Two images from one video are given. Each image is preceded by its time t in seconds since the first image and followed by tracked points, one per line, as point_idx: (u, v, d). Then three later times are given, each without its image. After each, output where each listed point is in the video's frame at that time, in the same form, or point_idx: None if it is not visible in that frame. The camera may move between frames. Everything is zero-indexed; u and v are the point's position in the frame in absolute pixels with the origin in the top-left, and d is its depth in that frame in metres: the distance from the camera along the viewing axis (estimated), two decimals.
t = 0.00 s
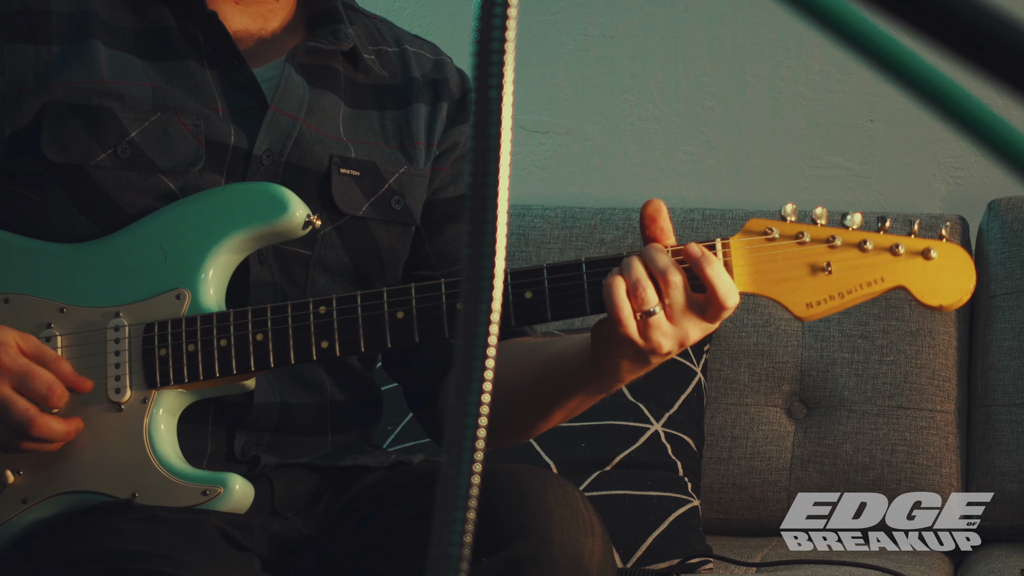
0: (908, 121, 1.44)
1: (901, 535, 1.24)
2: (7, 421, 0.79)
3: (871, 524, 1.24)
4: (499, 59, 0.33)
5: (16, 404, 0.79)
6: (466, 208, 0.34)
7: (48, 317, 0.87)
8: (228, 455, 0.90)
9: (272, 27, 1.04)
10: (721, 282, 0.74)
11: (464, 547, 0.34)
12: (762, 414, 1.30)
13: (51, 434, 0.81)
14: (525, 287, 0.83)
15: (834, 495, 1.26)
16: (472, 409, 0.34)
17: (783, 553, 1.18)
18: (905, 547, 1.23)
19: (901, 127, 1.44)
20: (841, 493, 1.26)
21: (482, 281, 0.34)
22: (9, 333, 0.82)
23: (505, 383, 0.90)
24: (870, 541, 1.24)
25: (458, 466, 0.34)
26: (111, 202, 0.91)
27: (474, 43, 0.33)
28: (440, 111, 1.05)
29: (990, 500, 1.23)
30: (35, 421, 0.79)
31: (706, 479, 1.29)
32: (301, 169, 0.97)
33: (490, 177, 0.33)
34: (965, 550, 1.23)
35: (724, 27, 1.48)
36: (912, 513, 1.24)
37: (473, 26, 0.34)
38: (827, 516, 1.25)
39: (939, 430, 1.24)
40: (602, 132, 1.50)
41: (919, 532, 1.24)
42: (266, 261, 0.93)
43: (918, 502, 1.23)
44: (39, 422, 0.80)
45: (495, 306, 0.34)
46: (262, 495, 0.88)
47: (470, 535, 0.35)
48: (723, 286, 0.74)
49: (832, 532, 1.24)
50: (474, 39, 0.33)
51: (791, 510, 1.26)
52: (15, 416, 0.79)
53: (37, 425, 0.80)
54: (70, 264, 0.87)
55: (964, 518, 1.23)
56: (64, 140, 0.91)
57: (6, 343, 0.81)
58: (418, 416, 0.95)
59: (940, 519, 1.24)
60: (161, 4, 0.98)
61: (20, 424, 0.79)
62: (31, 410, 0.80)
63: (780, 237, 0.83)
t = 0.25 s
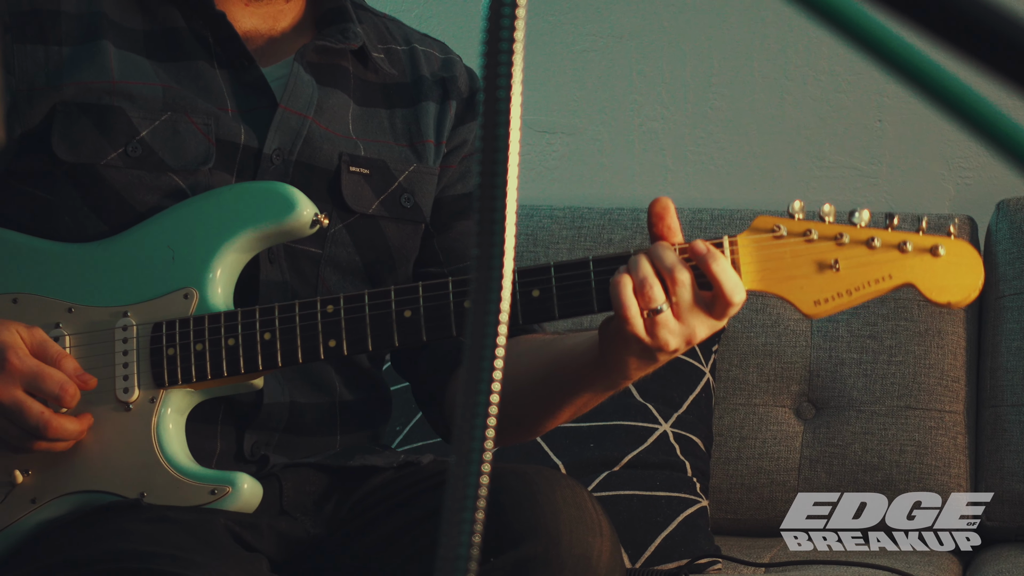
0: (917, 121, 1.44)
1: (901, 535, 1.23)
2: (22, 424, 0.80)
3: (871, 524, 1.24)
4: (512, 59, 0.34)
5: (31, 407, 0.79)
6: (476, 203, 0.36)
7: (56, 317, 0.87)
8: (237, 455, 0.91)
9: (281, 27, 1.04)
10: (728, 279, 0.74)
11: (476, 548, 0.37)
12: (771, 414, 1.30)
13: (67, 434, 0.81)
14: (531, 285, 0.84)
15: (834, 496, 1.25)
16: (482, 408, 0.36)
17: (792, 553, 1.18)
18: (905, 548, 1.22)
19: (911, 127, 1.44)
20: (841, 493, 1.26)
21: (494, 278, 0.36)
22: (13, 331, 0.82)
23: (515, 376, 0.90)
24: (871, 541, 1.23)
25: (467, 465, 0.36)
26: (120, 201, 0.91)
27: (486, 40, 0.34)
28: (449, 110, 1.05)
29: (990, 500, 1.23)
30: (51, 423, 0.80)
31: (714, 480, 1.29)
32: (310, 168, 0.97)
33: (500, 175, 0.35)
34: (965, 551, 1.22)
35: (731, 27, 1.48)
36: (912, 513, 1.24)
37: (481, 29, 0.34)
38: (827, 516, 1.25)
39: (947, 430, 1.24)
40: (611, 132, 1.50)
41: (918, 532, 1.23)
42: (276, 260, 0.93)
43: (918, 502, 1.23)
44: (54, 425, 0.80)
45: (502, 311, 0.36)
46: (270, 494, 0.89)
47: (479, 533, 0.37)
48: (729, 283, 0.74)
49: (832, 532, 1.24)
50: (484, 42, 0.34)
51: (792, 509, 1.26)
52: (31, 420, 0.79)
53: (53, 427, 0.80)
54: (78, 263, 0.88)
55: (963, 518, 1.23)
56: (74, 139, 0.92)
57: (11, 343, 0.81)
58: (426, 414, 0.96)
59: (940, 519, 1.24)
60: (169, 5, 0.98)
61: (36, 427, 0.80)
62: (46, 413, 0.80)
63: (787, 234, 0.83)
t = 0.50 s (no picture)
0: (926, 121, 1.43)
1: (901, 535, 1.24)
2: (40, 413, 0.81)
3: (871, 524, 1.24)
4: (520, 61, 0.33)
5: (50, 396, 0.81)
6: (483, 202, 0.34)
7: (63, 317, 0.86)
8: (246, 454, 0.90)
9: (288, 26, 1.03)
10: (733, 273, 0.74)
11: (483, 547, 0.34)
12: (779, 414, 1.30)
13: (85, 425, 0.82)
14: (539, 282, 0.83)
15: (833, 495, 1.26)
16: (492, 409, 0.34)
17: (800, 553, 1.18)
18: (905, 547, 1.23)
19: (919, 127, 1.44)
20: (840, 493, 1.26)
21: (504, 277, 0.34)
22: (32, 323, 0.83)
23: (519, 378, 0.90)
24: (870, 541, 1.24)
25: (475, 464, 0.34)
26: (129, 199, 0.91)
27: (496, 44, 0.33)
28: (455, 110, 1.04)
29: (989, 500, 1.23)
30: (69, 412, 0.81)
31: (722, 479, 1.29)
32: (317, 166, 0.97)
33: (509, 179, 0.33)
34: (965, 551, 1.22)
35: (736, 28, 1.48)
36: (913, 513, 1.24)
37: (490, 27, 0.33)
38: (827, 516, 1.26)
39: (956, 430, 1.24)
40: (618, 132, 1.50)
41: (919, 532, 1.23)
42: (284, 258, 0.93)
43: (918, 502, 1.23)
44: (72, 413, 0.81)
45: (513, 306, 0.35)
46: (279, 494, 0.88)
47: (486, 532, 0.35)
48: (735, 277, 0.74)
49: (832, 532, 1.24)
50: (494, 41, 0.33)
51: (791, 510, 1.27)
52: (48, 409, 0.80)
53: (71, 416, 0.81)
54: (86, 262, 0.87)
55: (963, 518, 1.23)
56: (84, 137, 0.91)
57: (30, 334, 0.82)
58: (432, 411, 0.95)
59: (940, 519, 1.23)
60: (176, 4, 0.98)
61: (54, 416, 0.81)
62: (64, 402, 0.81)
63: (793, 230, 0.82)
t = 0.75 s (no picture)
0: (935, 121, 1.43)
1: (901, 535, 1.23)
2: (51, 404, 0.81)
3: (871, 524, 1.24)
4: (529, 60, 0.32)
5: (58, 385, 0.81)
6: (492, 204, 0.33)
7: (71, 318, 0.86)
8: (254, 454, 0.90)
9: (294, 28, 1.03)
10: (739, 260, 0.74)
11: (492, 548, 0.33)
12: (788, 414, 1.30)
13: (97, 410, 0.82)
14: (547, 277, 0.82)
15: (833, 495, 1.26)
16: (501, 409, 0.34)
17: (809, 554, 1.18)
18: (904, 547, 1.23)
19: (928, 127, 1.43)
20: (841, 493, 1.26)
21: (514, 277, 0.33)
22: (30, 311, 0.83)
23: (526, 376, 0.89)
24: (870, 541, 1.24)
25: (483, 465, 0.33)
26: (135, 200, 0.91)
27: (505, 44, 0.33)
28: (460, 111, 1.04)
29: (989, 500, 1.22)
30: (78, 398, 0.81)
31: (731, 480, 1.29)
32: (322, 168, 0.97)
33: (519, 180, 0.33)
34: (964, 550, 1.22)
35: (741, 30, 1.47)
36: (912, 513, 1.24)
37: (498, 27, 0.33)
38: (827, 516, 1.26)
39: (964, 431, 1.24)
40: (626, 132, 1.50)
41: (918, 532, 1.23)
42: (290, 258, 0.93)
43: (918, 502, 1.23)
44: (83, 400, 0.81)
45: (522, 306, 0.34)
46: (288, 493, 0.89)
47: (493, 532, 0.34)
48: (742, 265, 0.74)
49: (831, 532, 1.25)
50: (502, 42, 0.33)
51: (791, 509, 1.27)
52: (59, 398, 0.81)
53: (82, 403, 0.81)
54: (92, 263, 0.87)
55: (963, 518, 1.22)
56: (90, 139, 0.91)
57: (32, 325, 0.82)
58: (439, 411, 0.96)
59: (940, 519, 1.23)
60: (180, 6, 0.98)
61: (63, 403, 0.81)
62: (73, 390, 0.81)
63: (800, 222, 0.82)
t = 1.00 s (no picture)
0: (944, 121, 1.43)
1: (901, 535, 1.23)
2: (71, 396, 0.81)
3: (871, 524, 1.24)
4: (538, 62, 0.32)
5: (78, 377, 0.81)
6: (500, 205, 0.34)
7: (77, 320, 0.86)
8: (261, 454, 0.90)
9: (299, 28, 1.03)
10: (760, 262, 0.74)
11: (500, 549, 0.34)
12: (796, 415, 1.30)
13: (115, 404, 0.81)
14: (554, 275, 0.82)
15: (833, 495, 1.26)
16: (509, 408, 0.35)
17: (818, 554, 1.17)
18: (905, 547, 1.22)
19: (936, 127, 1.44)
20: (841, 493, 1.26)
21: (522, 280, 0.34)
22: (49, 303, 0.82)
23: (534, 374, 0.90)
24: (870, 541, 1.24)
25: (493, 464, 0.34)
26: (143, 202, 0.91)
27: (513, 48, 0.33)
28: (466, 111, 1.04)
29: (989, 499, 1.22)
30: (97, 392, 0.80)
31: (739, 480, 1.29)
32: (328, 169, 0.97)
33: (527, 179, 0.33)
34: (964, 550, 1.21)
35: (745, 30, 1.47)
36: (912, 513, 1.24)
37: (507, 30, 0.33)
38: (827, 516, 1.27)
39: (973, 431, 1.24)
40: (634, 132, 1.50)
41: (919, 532, 1.23)
42: (296, 259, 0.93)
43: (918, 502, 1.23)
44: (101, 392, 0.80)
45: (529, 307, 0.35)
46: (296, 493, 0.89)
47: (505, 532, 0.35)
48: (763, 266, 0.74)
49: (832, 532, 1.25)
50: (510, 43, 0.33)
51: (791, 510, 1.28)
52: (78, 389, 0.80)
53: (100, 396, 0.80)
54: (99, 264, 0.87)
55: (963, 518, 1.22)
56: (96, 141, 0.91)
57: (50, 316, 0.81)
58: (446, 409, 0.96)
59: (940, 519, 1.23)
60: (184, 8, 0.97)
61: (82, 396, 0.80)
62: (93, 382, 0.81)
63: (807, 221, 0.81)
